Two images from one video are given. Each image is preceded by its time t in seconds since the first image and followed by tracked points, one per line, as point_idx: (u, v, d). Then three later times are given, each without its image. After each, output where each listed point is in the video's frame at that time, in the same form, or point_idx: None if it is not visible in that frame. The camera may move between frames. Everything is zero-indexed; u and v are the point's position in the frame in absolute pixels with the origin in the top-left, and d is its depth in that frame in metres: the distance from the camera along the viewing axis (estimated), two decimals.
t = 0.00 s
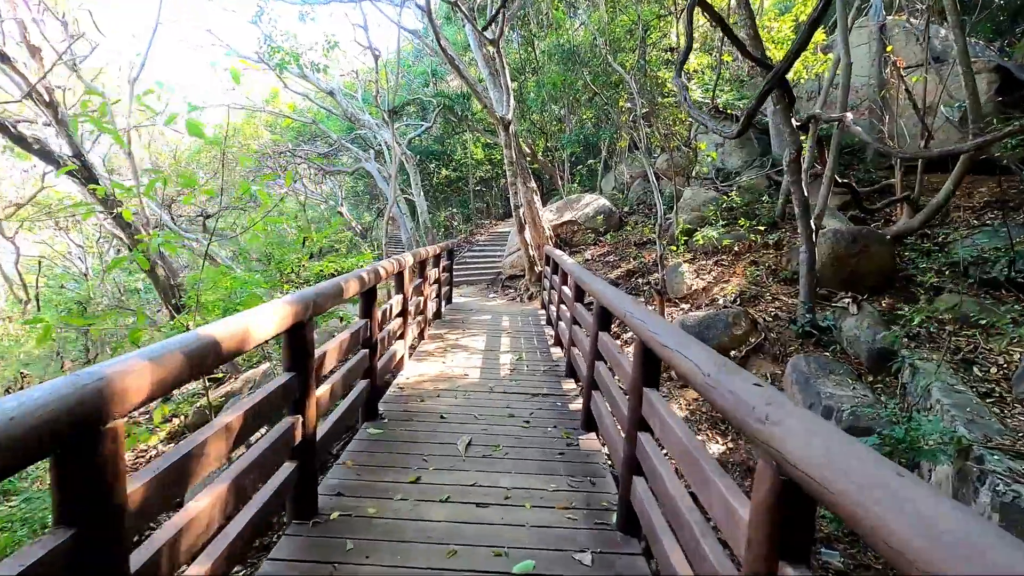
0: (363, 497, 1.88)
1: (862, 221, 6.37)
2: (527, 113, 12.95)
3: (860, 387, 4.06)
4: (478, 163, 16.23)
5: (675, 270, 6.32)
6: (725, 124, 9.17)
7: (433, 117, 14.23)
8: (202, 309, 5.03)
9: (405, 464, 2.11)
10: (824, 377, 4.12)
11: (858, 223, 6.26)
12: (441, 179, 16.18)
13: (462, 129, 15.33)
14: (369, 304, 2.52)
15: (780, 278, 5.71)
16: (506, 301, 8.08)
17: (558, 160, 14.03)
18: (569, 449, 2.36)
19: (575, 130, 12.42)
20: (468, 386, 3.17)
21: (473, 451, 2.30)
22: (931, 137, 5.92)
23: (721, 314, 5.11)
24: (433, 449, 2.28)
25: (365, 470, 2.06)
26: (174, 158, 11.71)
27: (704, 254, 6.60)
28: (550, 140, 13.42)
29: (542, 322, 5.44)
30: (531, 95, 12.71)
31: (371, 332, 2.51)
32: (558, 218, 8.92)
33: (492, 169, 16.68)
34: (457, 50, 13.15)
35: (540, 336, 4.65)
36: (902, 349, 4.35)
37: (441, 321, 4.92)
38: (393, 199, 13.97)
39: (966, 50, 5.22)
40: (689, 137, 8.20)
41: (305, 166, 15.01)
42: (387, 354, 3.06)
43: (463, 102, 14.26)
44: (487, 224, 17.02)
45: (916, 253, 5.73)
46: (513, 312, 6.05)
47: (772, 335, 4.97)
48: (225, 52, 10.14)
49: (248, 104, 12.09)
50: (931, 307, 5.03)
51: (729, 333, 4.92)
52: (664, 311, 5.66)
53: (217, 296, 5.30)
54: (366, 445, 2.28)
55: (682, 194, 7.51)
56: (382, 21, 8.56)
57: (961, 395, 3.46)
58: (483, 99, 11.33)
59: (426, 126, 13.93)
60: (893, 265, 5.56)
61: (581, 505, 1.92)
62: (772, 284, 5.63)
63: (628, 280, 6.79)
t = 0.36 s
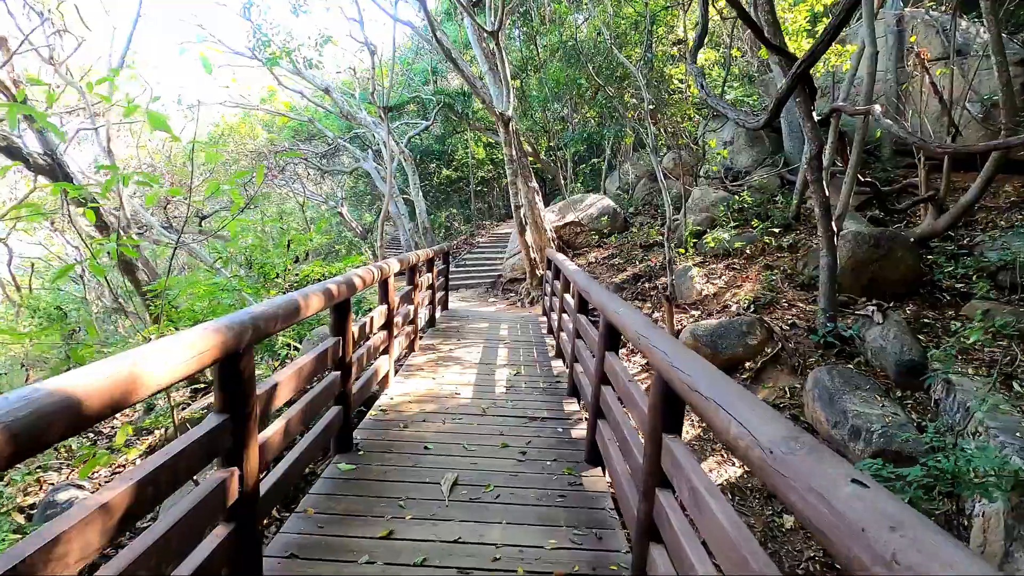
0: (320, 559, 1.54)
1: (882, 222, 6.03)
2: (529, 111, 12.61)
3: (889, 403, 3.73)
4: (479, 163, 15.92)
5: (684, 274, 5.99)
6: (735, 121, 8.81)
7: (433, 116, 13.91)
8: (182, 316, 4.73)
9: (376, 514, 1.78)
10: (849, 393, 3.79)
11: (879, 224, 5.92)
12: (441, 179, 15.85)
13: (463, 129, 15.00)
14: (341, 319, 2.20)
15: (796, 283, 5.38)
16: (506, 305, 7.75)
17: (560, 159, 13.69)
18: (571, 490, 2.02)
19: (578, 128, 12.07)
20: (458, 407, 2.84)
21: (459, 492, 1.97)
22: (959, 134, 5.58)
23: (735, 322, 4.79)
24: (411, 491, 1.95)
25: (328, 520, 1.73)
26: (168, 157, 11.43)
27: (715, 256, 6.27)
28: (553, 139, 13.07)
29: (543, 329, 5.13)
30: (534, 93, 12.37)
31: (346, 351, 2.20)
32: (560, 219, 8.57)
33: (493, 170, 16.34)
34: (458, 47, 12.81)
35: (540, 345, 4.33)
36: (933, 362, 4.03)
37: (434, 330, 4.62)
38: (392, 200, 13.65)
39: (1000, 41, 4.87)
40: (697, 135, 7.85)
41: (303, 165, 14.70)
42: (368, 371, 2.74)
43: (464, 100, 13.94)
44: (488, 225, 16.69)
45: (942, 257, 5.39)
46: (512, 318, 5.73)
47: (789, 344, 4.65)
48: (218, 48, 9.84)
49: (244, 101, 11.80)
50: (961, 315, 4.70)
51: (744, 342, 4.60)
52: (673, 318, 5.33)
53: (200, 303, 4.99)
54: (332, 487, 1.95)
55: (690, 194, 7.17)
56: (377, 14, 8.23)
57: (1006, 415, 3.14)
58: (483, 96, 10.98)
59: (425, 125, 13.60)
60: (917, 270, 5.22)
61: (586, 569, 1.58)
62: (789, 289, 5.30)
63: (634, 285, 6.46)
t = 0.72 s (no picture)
0: None
1: (905, 221, 5.71)
2: (533, 108, 12.31)
3: (926, 418, 3.41)
4: (481, 162, 15.67)
5: (696, 276, 5.69)
6: (745, 117, 8.49)
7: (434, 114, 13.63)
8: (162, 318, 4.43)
9: (348, 569, 1.48)
10: (881, 406, 3.48)
11: (901, 224, 5.60)
12: (443, 178, 15.57)
13: (465, 127, 14.73)
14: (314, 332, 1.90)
15: (816, 286, 5.07)
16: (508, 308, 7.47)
17: (564, 158, 13.37)
18: (581, 534, 1.72)
19: (582, 126, 11.76)
20: (452, 427, 2.54)
21: (448, 536, 1.67)
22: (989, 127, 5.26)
23: (752, 327, 4.48)
24: (393, 538, 1.64)
25: None
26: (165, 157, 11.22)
27: (727, 257, 5.97)
28: (557, 137, 12.76)
29: (548, 334, 4.84)
30: (537, 90, 12.07)
31: (321, 368, 1.91)
32: (564, 218, 8.27)
33: (496, 169, 16.05)
34: (460, 43, 12.52)
35: (544, 352, 4.05)
36: (971, 372, 3.70)
37: (431, 336, 4.33)
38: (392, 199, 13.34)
39: None
40: (707, 131, 7.55)
41: (302, 165, 14.45)
42: (353, 387, 2.45)
43: (466, 97, 13.65)
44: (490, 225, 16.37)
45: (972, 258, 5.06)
46: (515, 322, 5.44)
47: (811, 352, 4.33)
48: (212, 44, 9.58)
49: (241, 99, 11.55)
50: (994, 321, 4.38)
51: (762, 349, 4.30)
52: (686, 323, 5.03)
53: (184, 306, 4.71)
54: (299, 533, 1.65)
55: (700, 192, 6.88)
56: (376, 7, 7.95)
57: None
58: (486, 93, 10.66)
59: (426, 123, 13.33)
60: (946, 273, 4.91)
61: None
62: (808, 292, 5.00)
63: (643, 287, 6.16)
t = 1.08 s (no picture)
0: None
1: (930, 221, 5.37)
2: (535, 105, 11.98)
3: (969, 437, 3.09)
4: (483, 161, 15.37)
5: (708, 279, 5.38)
6: (756, 112, 8.16)
7: (434, 111, 13.32)
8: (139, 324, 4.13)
9: None
10: (918, 424, 3.16)
11: (925, 223, 5.27)
12: (443, 178, 15.24)
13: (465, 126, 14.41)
14: (269, 349, 1.58)
15: (837, 290, 4.74)
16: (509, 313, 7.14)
17: (568, 157, 13.03)
18: None
19: (586, 123, 11.42)
20: (442, 454, 2.22)
21: None
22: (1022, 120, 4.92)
23: (771, 334, 4.17)
24: None
25: None
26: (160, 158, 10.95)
27: (740, 259, 5.64)
28: (560, 136, 12.42)
29: (551, 341, 4.53)
30: (539, 86, 11.75)
31: (275, 395, 1.58)
32: (568, 219, 7.89)
33: (497, 168, 15.70)
34: (461, 39, 12.21)
35: (547, 362, 3.74)
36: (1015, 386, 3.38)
37: (425, 345, 4.02)
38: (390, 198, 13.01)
39: None
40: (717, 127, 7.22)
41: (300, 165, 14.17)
42: (327, 411, 2.12)
43: (467, 94, 13.35)
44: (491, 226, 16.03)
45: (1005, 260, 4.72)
46: (515, 327, 5.13)
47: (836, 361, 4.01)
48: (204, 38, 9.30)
49: (239, 96, 11.29)
50: None
51: (782, 358, 3.99)
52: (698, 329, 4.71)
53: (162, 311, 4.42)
54: None
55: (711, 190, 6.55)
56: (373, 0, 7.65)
57: None
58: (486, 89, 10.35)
59: (426, 121, 13.02)
60: (978, 277, 4.58)
61: None
62: (829, 297, 4.67)
63: (651, 290, 5.84)
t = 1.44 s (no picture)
0: None
1: (957, 221, 5.04)
2: (536, 103, 11.69)
3: (1018, 461, 2.77)
4: (483, 161, 15.09)
5: (719, 283, 5.06)
6: (766, 108, 7.84)
7: (434, 110, 13.02)
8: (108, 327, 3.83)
9: None
10: (961, 446, 2.84)
11: (951, 223, 4.95)
12: (443, 178, 14.92)
13: (465, 124, 14.10)
14: (198, 379, 1.26)
15: (859, 296, 4.43)
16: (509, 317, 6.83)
17: (569, 156, 12.73)
18: None
19: (588, 121, 11.11)
20: (425, 492, 1.91)
21: None
22: None
23: (791, 343, 3.86)
24: None
25: None
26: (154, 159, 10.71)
27: (753, 262, 5.33)
28: (561, 134, 12.11)
29: (553, 349, 4.23)
30: (541, 84, 11.44)
31: (203, 439, 1.25)
32: (570, 219, 7.57)
33: (497, 168, 15.47)
34: (461, 35, 11.91)
35: (549, 374, 3.43)
36: None
37: (416, 356, 3.72)
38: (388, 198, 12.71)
39: None
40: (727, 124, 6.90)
41: (297, 165, 13.88)
42: (288, 444, 1.80)
43: (466, 92, 13.06)
44: (491, 226, 15.71)
45: None
46: (515, 334, 4.83)
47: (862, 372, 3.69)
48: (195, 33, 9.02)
49: (233, 95, 11.00)
50: None
51: (803, 370, 3.68)
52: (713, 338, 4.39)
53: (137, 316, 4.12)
54: None
55: (721, 189, 6.23)
56: None
57: None
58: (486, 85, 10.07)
59: (425, 119, 12.71)
60: (1011, 281, 4.26)
61: None
62: (851, 302, 4.36)
63: (658, 294, 5.54)
